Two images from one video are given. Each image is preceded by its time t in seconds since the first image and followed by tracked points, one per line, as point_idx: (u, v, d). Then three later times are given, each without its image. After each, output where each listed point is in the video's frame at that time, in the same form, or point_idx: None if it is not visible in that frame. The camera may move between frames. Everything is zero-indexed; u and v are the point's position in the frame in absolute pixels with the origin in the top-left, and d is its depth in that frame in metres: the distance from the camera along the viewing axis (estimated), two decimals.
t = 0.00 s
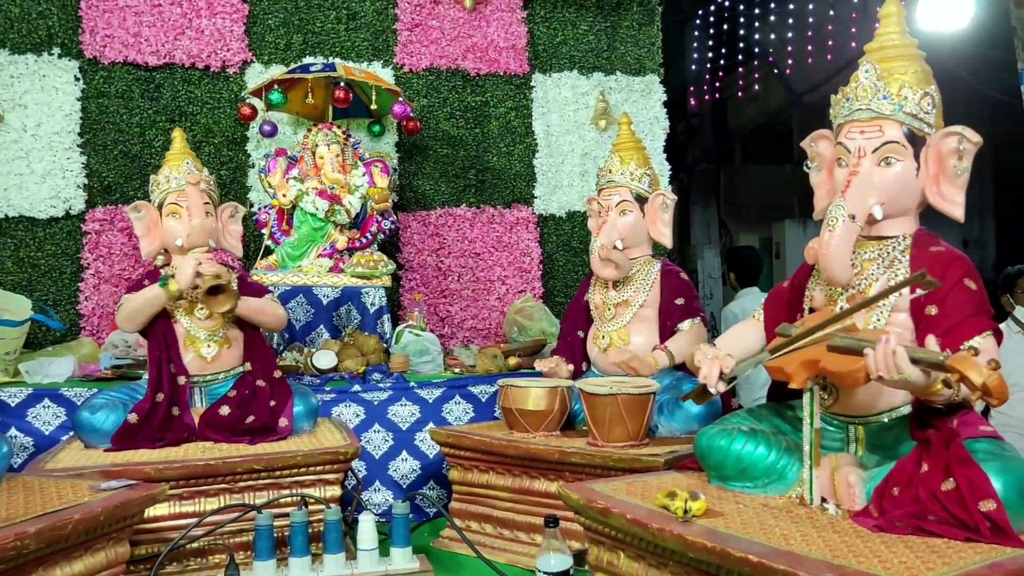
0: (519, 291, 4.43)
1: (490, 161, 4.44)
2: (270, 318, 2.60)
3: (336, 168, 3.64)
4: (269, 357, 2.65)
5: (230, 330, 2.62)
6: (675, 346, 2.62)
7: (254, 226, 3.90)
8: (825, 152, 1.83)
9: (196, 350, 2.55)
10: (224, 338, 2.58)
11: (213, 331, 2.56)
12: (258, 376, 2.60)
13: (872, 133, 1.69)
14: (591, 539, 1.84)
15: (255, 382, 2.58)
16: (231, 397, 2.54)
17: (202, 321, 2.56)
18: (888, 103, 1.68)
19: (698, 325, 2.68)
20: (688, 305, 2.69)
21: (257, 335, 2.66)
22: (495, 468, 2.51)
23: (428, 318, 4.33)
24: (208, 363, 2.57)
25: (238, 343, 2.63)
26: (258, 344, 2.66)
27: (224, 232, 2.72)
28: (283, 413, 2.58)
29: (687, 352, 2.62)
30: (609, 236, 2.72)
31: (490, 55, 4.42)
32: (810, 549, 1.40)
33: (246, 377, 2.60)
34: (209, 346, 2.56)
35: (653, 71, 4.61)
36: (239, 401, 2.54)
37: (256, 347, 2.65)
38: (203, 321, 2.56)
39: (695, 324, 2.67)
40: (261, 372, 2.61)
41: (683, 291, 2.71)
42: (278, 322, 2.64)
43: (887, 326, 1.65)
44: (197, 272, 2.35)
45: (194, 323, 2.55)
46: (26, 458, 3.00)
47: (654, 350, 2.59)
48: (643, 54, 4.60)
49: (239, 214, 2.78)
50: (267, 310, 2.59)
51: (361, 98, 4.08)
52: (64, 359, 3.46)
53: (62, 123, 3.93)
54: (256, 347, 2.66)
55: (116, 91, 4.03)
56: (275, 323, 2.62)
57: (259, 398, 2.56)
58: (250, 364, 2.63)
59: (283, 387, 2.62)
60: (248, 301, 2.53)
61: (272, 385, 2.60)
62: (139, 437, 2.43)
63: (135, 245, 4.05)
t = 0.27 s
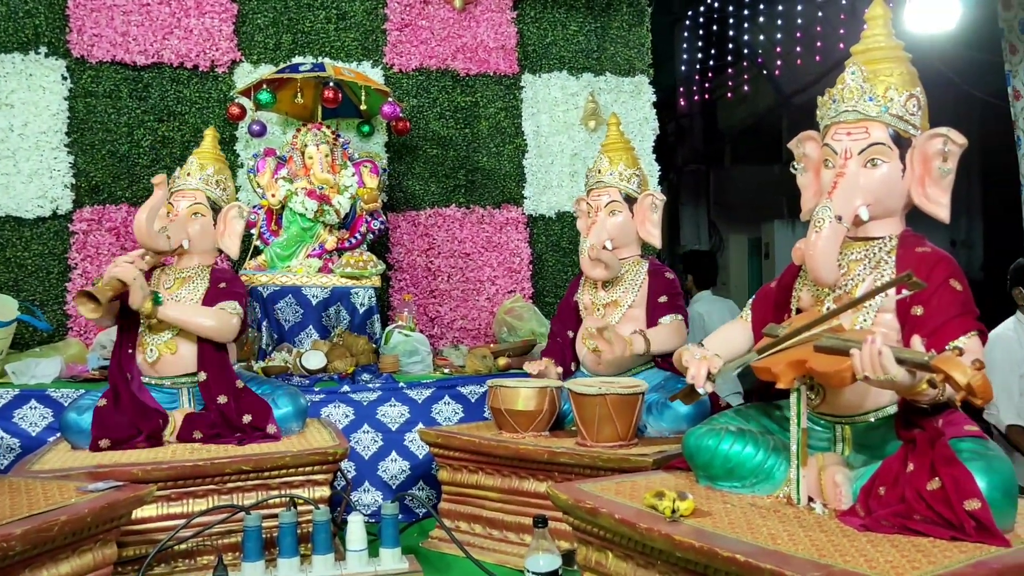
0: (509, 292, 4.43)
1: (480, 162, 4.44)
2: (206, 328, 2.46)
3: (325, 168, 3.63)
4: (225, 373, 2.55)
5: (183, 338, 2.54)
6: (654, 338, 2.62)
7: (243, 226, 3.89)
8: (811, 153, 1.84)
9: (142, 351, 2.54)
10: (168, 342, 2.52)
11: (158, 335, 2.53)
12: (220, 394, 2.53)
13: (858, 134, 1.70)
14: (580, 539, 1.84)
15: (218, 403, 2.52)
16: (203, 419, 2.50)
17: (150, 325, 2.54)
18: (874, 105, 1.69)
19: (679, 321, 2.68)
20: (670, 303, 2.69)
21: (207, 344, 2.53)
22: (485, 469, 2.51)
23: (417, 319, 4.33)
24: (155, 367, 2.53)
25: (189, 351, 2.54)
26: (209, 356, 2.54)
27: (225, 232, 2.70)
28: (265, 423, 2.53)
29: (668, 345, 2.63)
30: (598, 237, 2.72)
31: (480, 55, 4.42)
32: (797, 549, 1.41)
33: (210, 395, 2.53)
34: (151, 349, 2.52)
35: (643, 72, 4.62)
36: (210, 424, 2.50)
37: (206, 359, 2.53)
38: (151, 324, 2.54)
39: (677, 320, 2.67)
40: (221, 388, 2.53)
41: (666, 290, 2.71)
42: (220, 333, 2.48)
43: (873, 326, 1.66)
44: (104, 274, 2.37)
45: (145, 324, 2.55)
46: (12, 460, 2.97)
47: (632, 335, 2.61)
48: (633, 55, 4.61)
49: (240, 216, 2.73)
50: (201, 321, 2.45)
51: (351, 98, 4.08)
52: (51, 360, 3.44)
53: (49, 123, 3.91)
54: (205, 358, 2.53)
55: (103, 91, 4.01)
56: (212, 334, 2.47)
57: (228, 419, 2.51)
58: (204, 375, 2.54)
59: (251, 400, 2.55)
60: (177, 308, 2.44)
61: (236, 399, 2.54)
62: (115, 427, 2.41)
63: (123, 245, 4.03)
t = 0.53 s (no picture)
0: (503, 292, 4.44)
1: (474, 162, 4.44)
2: (235, 322, 2.52)
3: (320, 169, 3.65)
4: (236, 367, 2.55)
5: (201, 334, 2.57)
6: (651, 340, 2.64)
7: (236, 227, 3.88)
8: (805, 153, 1.84)
9: (160, 352, 2.54)
10: (188, 340, 2.55)
11: (177, 333, 2.54)
12: (226, 387, 2.52)
13: (852, 135, 1.70)
14: (573, 539, 1.85)
15: (223, 395, 2.50)
16: (204, 410, 2.50)
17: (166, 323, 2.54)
18: (868, 106, 1.69)
19: (676, 324, 2.69)
20: (667, 305, 2.69)
21: (223, 339, 2.57)
22: (479, 469, 2.51)
23: (411, 319, 4.32)
24: (173, 366, 2.55)
25: (208, 345, 2.58)
26: (225, 351, 2.56)
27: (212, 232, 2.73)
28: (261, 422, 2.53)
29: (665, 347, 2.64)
30: (592, 238, 2.72)
31: (474, 56, 4.42)
32: (789, 548, 1.41)
33: (215, 388, 2.52)
34: (173, 349, 2.54)
35: (637, 73, 4.63)
36: (212, 414, 2.49)
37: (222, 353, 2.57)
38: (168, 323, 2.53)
39: (674, 324, 2.68)
40: (228, 382, 2.53)
41: (663, 292, 2.71)
42: (247, 325, 2.55)
43: (865, 326, 1.67)
44: (145, 273, 2.31)
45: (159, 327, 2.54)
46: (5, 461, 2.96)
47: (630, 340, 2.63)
48: (627, 56, 4.62)
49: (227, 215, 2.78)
50: (233, 315, 2.50)
51: (344, 98, 4.08)
52: (44, 361, 3.43)
53: (41, 123, 3.89)
54: (222, 353, 2.56)
55: (97, 91, 4.00)
56: (241, 327, 2.53)
57: (229, 411, 2.50)
58: (215, 371, 2.54)
59: (256, 397, 2.54)
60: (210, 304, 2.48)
61: (242, 394, 2.53)
62: (113, 436, 2.40)
63: (116, 246, 4.02)
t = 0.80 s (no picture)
0: (501, 293, 4.44)
1: (473, 163, 4.45)
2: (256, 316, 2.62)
3: (317, 169, 3.65)
4: (247, 355, 2.64)
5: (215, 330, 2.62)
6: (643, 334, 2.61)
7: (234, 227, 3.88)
8: (801, 154, 1.85)
9: (183, 351, 2.54)
10: (209, 337, 2.59)
11: (199, 331, 2.57)
12: (236, 375, 2.59)
13: (849, 136, 1.69)
14: (570, 539, 1.85)
15: (232, 383, 2.57)
16: (211, 396, 2.54)
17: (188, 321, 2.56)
18: (864, 107, 1.69)
19: (670, 321, 2.67)
20: (660, 303, 2.68)
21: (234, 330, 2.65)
22: (476, 470, 2.52)
23: (409, 320, 4.32)
24: (195, 364, 2.56)
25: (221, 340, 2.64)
26: (238, 343, 2.65)
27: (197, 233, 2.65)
28: (262, 413, 2.57)
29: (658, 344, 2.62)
30: (589, 238, 2.73)
31: (472, 56, 4.42)
32: (785, 548, 1.42)
33: (225, 376, 2.59)
34: (197, 347, 2.56)
35: (635, 73, 4.63)
36: (219, 401, 2.54)
37: (232, 346, 2.65)
38: (188, 322, 2.56)
39: (667, 321, 2.66)
40: (238, 370, 2.60)
41: (657, 291, 2.70)
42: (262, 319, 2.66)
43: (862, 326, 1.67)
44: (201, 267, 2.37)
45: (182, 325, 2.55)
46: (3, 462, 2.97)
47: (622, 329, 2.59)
48: (625, 56, 4.62)
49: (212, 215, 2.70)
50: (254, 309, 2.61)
51: (342, 98, 4.07)
52: (42, 361, 3.42)
53: (39, 123, 3.89)
54: (234, 344, 2.64)
55: (95, 92, 4.00)
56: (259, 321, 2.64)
57: (238, 399, 2.56)
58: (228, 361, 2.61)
59: (263, 385, 2.61)
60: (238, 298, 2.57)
61: (250, 382, 2.60)
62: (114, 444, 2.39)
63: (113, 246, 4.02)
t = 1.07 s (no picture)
0: (500, 290, 4.45)
1: (470, 160, 4.45)
2: (222, 324, 2.50)
3: (315, 167, 3.65)
4: (227, 367, 2.55)
5: (190, 334, 2.56)
6: (651, 343, 2.64)
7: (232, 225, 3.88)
8: (798, 151, 1.85)
9: (148, 351, 2.55)
10: (176, 340, 2.54)
11: (164, 332, 2.54)
12: (219, 389, 2.53)
13: (844, 132, 1.70)
14: (569, 534, 1.86)
15: (216, 397, 2.51)
16: (195, 413, 2.50)
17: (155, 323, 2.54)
18: (860, 103, 1.70)
19: (676, 321, 2.69)
20: (664, 303, 2.69)
21: (214, 339, 2.55)
22: (476, 466, 2.52)
23: (408, 317, 4.33)
24: (160, 366, 2.55)
25: (196, 346, 2.57)
26: (217, 350, 2.55)
27: (212, 231, 2.73)
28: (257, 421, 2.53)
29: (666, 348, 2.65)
30: (588, 235, 2.74)
31: (470, 54, 4.42)
32: (784, 541, 1.43)
33: (208, 390, 2.52)
34: (158, 348, 2.54)
35: (631, 70, 4.64)
36: (202, 417, 2.50)
37: (211, 353, 2.55)
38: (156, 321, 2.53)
39: (672, 322, 2.68)
40: (221, 383, 2.53)
41: (659, 289, 2.72)
42: (234, 327, 2.54)
43: (859, 320, 1.68)
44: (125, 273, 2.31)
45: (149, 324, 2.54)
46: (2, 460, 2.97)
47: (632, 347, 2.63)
48: (622, 53, 4.62)
49: (228, 213, 2.78)
50: (219, 317, 2.49)
51: (340, 96, 4.07)
52: (40, 359, 3.42)
53: (37, 121, 3.89)
54: (213, 352, 2.55)
55: (91, 90, 3.99)
56: (228, 328, 2.52)
57: (223, 413, 2.51)
58: (207, 371, 2.54)
59: (249, 397, 2.54)
60: (194, 305, 2.46)
61: (235, 395, 2.53)
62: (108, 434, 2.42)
63: (112, 244, 4.02)
